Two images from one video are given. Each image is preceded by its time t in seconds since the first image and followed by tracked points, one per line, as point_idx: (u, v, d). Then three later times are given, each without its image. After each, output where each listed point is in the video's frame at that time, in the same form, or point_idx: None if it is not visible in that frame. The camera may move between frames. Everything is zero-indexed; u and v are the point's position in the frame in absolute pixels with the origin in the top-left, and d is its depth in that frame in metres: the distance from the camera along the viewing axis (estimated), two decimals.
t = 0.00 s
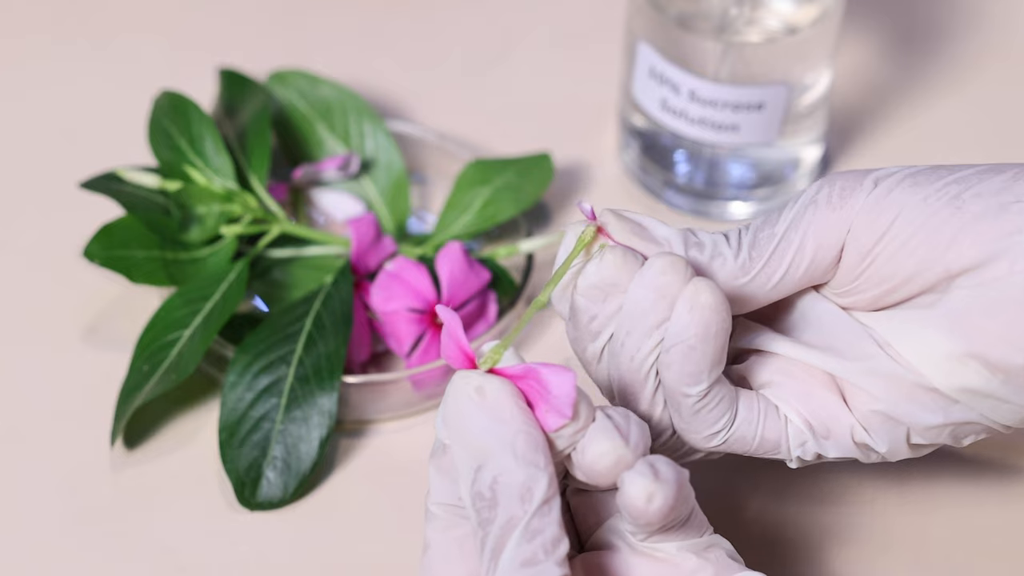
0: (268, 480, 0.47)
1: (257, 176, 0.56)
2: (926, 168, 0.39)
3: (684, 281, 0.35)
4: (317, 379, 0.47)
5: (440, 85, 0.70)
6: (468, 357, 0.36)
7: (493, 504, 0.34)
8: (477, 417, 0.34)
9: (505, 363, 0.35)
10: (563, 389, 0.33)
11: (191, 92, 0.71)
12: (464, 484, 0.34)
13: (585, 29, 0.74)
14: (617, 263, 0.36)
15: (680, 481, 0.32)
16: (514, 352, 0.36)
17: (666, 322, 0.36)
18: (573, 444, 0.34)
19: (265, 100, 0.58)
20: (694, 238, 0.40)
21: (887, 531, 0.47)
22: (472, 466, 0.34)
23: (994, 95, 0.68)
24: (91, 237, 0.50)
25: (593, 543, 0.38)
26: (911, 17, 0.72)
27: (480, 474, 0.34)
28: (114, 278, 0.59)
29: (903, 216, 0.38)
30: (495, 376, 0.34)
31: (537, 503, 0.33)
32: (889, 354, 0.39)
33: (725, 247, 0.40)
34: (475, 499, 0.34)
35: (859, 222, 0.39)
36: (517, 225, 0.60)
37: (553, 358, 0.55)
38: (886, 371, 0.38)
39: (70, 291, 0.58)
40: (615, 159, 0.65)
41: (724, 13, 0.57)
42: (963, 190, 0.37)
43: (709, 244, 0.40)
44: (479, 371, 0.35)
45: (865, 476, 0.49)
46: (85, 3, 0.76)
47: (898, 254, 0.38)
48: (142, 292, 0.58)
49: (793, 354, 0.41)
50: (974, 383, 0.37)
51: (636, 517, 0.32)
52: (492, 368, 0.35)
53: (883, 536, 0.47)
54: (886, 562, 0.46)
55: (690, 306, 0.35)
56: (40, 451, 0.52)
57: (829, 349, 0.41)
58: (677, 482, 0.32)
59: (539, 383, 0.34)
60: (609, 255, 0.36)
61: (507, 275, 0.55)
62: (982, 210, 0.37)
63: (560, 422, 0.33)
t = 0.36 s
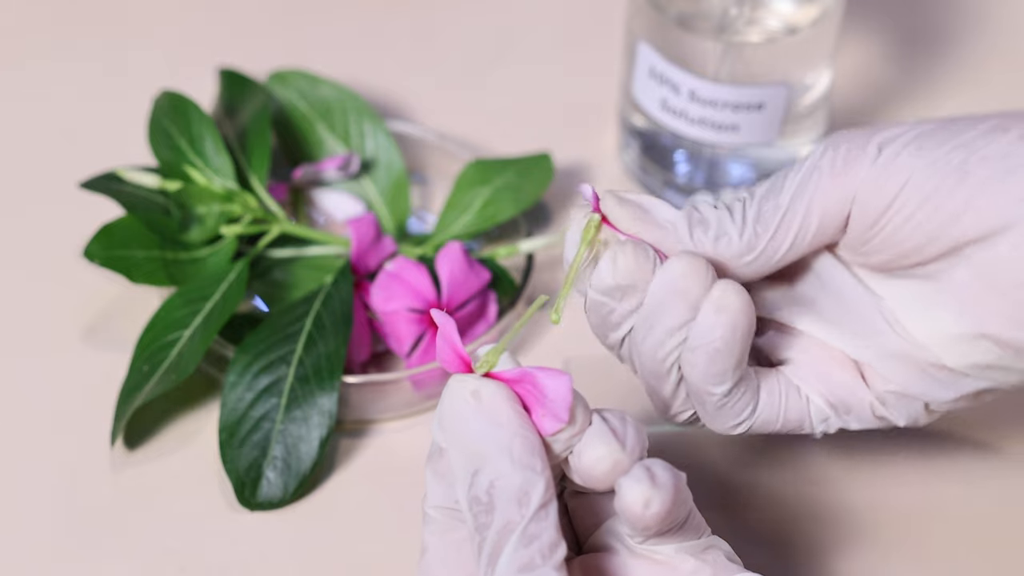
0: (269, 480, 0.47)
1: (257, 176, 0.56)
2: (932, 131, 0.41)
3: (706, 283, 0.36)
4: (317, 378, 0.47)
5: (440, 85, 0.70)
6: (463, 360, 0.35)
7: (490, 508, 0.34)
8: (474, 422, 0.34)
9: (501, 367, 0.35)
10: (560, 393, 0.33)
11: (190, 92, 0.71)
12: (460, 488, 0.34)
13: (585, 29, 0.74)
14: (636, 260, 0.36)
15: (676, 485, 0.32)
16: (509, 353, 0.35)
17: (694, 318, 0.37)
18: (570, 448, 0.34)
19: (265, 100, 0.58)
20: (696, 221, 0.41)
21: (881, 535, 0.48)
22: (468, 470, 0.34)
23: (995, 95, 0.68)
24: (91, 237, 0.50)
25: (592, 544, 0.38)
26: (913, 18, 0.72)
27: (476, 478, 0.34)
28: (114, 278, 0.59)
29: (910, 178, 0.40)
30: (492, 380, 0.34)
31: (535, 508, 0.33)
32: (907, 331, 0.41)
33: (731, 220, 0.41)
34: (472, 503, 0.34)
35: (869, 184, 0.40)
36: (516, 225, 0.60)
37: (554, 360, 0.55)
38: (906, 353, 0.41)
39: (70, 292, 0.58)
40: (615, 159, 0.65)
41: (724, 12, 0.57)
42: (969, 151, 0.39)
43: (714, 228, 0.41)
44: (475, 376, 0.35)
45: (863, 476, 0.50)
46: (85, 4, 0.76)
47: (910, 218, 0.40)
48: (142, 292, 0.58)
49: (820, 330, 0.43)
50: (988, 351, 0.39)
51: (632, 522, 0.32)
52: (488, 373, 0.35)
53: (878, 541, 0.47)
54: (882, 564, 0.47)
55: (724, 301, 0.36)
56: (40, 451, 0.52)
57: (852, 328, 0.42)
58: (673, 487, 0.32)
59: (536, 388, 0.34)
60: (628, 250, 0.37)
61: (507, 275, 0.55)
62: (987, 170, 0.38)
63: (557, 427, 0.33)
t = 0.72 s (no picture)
0: (268, 480, 0.47)
1: (257, 176, 0.56)
2: None
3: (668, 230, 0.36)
4: (317, 378, 0.47)
5: (441, 85, 0.70)
6: (466, 364, 0.36)
7: (491, 511, 0.33)
8: (476, 423, 0.34)
9: (502, 370, 0.35)
10: (561, 395, 0.33)
11: (190, 92, 0.71)
12: (460, 491, 0.34)
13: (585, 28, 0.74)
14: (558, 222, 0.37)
15: (680, 493, 0.33)
16: (513, 359, 0.36)
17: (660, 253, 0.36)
18: (572, 452, 0.34)
19: (266, 100, 0.58)
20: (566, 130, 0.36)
21: (873, 535, 0.48)
22: (469, 472, 0.34)
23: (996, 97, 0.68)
24: (91, 237, 0.49)
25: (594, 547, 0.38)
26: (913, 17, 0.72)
27: (477, 481, 0.33)
28: (115, 278, 0.59)
29: (825, 58, 0.34)
30: (493, 382, 0.34)
31: (536, 511, 0.33)
32: (818, 212, 0.38)
33: (622, 140, 0.35)
34: (473, 506, 0.34)
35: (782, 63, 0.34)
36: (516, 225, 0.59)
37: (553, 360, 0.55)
38: (822, 221, 0.38)
39: (70, 291, 0.58)
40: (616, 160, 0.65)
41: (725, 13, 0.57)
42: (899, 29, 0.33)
43: (614, 139, 0.35)
44: (477, 377, 0.35)
45: (855, 476, 0.50)
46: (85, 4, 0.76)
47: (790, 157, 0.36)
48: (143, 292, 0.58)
49: (743, 212, 0.40)
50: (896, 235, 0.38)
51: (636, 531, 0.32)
52: (490, 374, 0.35)
53: (874, 541, 0.48)
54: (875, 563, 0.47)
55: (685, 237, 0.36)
56: (40, 451, 0.52)
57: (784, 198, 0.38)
58: (677, 497, 0.32)
59: (538, 390, 0.34)
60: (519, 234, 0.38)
61: (508, 275, 0.55)
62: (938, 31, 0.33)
63: (559, 430, 0.33)
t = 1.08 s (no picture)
0: (267, 481, 0.47)
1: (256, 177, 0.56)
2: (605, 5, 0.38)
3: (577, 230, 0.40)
4: (316, 378, 0.47)
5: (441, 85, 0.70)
6: (471, 362, 0.35)
7: (495, 513, 0.33)
8: (481, 424, 0.33)
9: (509, 369, 0.35)
10: (570, 397, 0.33)
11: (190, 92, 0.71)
12: (466, 492, 0.34)
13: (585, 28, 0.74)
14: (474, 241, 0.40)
15: (686, 501, 0.33)
16: (519, 358, 0.36)
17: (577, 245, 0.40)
18: (578, 454, 0.34)
19: (265, 99, 0.58)
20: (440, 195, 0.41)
21: (872, 536, 0.48)
22: (474, 472, 0.33)
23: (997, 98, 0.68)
24: (90, 236, 0.49)
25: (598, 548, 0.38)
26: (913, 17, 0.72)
27: (482, 481, 0.33)
28: (113, 278, 0.59)
29: (639, 123, 0.35)
30: (500, 382, 0.34)
31: (541, 514, 0.32)
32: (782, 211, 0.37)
33: (486, 205, 0.39)
34: (478, 507, 0.33)
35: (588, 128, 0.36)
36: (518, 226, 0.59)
37: (554, 361, 0.55)
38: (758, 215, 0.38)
39: (69, 291, 0.58)
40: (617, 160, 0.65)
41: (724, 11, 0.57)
42: (699, 84, 0.34)
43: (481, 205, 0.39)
44: (483, 377, 0.34)
45: (854, 476, 0.50)
46: (83, 3, 0.76)
47: (667, 180, 0.37)
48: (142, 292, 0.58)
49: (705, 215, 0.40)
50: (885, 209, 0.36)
51: (643, 537, 0.33)
52: (497, 374, 0.35)
53: (875, 541, 0.47)
54: (875, 563, 0.47)
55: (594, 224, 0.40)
56: (39, 451, 0.52)
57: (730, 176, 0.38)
58: (683, 504, 0.33)
59: (544, 391, 0.34)
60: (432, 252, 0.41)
61: (507, 275, 0.55)
62: (720, 84, 0.34)
63: (565, 430, 0.33)
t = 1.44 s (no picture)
0: (266, 481, 0.46)
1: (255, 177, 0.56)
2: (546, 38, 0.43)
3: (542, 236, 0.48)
4: (315, 378, 0.47)
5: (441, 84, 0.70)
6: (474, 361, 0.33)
7: (498, 512, 0.33)
8: (483, 425, 0.32)
9: (514, 367, 0.33)
10: (575, 399, 0.31)
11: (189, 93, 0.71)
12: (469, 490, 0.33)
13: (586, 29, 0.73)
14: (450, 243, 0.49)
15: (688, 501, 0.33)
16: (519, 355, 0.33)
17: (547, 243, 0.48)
18: (580, 454, 0.32)
19: (264, 97, 0.57)
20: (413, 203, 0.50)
21: (871, 537, 0.48)
22: (478, 472, 0.33)
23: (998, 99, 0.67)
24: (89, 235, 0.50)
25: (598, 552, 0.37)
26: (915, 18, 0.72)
27: (486, 481, 0.33)
28: (112, 278, 0.59)
29: (596, 170, 0.40)
30: (504, 382, 0.32)
31: (544, 515, 0.32)
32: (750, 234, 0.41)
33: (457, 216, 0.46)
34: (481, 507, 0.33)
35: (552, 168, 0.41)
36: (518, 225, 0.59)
37: (553, 361, 0.55)
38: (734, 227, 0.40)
39: (69, 291, 0.58)
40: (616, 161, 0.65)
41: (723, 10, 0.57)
42: (649, 146, 0.39)
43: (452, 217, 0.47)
44: (487, 376, 0.32)
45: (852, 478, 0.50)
46: (83, 4, 0.76)
47: (630, 212, 0.42)
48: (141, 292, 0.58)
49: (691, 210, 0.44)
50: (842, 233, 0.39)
51: (646, 537, 0.32)
52: (501, 374, 0.33)
53: (874, 541, 0.47)
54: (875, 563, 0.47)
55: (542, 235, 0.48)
56: (36, 452, 0.52)
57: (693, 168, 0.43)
58: (686, 505, 0.32)
59: (546, 390, 0.32)
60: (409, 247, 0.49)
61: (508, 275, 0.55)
62: (677, 146, 0.38)
63: (569, 432, 0.31)
